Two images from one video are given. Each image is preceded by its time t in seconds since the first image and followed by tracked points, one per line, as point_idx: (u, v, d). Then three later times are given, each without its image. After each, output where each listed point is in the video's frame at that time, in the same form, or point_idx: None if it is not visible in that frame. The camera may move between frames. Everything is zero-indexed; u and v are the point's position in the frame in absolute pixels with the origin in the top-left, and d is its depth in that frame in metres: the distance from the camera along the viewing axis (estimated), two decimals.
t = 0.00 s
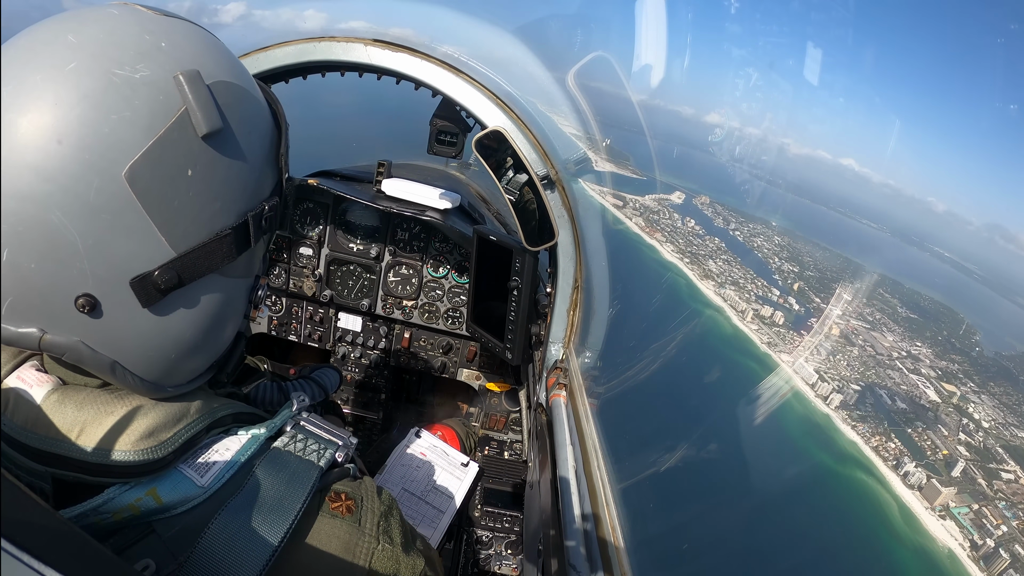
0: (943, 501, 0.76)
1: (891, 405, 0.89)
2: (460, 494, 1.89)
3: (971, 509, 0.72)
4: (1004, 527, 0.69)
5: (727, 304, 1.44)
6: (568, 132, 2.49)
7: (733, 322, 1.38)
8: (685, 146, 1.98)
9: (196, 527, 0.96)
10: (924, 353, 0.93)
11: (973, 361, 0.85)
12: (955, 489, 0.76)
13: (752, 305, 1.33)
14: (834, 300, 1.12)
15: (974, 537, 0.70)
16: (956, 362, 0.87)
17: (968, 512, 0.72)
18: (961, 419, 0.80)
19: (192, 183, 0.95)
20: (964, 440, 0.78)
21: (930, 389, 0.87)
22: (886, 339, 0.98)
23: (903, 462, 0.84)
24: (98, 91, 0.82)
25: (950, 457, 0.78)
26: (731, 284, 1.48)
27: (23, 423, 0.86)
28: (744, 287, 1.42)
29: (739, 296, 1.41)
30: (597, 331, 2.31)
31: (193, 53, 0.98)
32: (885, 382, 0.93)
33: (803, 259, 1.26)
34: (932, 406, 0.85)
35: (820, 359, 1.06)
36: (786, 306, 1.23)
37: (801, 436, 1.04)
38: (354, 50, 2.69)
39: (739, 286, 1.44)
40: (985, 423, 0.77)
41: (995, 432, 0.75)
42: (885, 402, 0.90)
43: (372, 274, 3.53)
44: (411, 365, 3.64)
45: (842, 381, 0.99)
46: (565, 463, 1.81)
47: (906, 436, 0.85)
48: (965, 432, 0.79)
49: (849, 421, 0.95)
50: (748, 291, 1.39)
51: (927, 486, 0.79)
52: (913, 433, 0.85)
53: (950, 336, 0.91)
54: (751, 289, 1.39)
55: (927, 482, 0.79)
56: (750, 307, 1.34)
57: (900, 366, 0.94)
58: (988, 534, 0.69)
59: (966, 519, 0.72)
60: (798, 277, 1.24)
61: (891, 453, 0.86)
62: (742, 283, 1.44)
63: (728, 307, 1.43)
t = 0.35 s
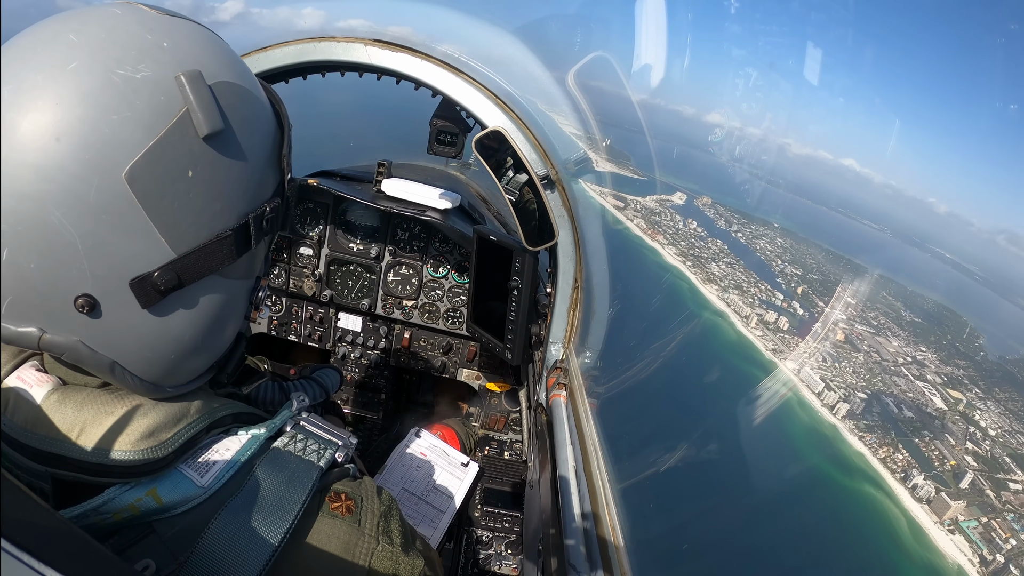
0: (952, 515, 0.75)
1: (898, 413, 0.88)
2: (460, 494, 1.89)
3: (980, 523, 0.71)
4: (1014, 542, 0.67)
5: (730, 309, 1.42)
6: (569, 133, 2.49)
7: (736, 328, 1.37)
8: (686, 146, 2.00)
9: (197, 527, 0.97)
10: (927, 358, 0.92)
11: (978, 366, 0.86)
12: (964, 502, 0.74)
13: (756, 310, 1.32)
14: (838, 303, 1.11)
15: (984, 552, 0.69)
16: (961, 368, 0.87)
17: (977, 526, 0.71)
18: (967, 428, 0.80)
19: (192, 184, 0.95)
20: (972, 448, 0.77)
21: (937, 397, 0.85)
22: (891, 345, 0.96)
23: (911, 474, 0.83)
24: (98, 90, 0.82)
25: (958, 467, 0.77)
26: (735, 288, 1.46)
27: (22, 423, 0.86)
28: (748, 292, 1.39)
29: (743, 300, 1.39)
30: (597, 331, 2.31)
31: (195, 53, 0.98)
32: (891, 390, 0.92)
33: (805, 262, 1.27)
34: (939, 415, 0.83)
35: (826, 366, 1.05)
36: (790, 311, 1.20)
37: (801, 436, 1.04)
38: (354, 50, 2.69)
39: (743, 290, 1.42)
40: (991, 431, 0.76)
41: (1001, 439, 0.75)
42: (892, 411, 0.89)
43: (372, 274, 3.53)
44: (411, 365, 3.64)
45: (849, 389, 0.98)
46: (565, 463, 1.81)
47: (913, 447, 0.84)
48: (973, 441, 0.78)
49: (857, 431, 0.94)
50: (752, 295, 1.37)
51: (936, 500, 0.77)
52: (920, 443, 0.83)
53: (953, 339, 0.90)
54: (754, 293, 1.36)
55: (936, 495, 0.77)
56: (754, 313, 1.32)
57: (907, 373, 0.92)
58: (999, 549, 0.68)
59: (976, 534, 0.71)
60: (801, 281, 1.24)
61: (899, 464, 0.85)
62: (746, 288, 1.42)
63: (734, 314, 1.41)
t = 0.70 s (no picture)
0: (960, 530, 0.73)
1: (905, 422, 0.87)
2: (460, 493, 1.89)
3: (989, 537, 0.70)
4: None
5: (733, 314, 1.39)
6: (569, 133, 2.49)
7: (740, 335, 1.33)
8: (685, 146, 2.01)
9: (196, 527, 0.96)
10: (932, 364, 0.92)
11: (982, 370, 0.84)
12: (973, 516, 0.72)
13: (759, 315, 1.29)
14: (843, 308, 1.09)
15: (992, 567, 0.68)
16: (966, 373, 0.86)
17: (986, 541, 0.70)
18: (974, 436, 0.79)
19: (178, 178, 0.90)
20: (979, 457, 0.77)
21: (943, 405, 0.85)
22: (895, 350, 0.96)
23: (919, 486, 0.80)
24: (103, 77, 0.83)
25: (967, 479, 0.76)
26: (739, 292, 1.42)
27: (21, 423, 0.85)
28: (753, 297, 1.37)
29: (746, 305, 1.36)
30: (597, 331, 2.32)
31: (207, 55, 0.98)
32: (898, 398, 0.91)
33: (808, 265, 1.26)
34: (947, 424, 0.83)
35: (829, 372, 1.05)
36: (793, 313, 1.20)
37: (799, 436, 1.04)
38: (354, 50, 2.69)
39: (747, 295, 1.39)
40: (998, 439, 0.76)
41: (1008, 446, 0.74)
42: (898, 420, 0.88)
43: (372, 274, 3.53)
44: (411, 365, 3.64)
45: (855, 396, 0.98)
46: (565, 462, 1.80)
47: (920, 456, 0.83)
48: (980, 450, 0.77)
49: (864, 442, 0.93)
50: (756, 300, 1.35)
51: (943, 513, 0.75)
52: (926, 452, 0.82)
53: (957, 344, 0.90)
54: (760, 298, 1.34)
55: (944, 509, 0.75)
56: (758, 318, 1.30)
57: (912, 379, 0.92)
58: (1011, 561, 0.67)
59: (985, 549, 0.69)
60: (804, 284, 1.23)
61: (906, 477, 0.83)
62: (749, 292, 1.39)
63: (734, 318, 1.38)
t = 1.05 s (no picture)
0: (970, 544, 0.71)
1: (912, 431, 0.84)
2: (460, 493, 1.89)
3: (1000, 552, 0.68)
4: None
5: (738, 321, 1.36)
6: (569, 134, 2.48)
7: (745, 342, 1.30)
8: (684, 146, 2.00)
9: (196, 527, 0.97)
10: (937, 368, 0.89)
11: (988, 376, 0.82)
12: (982, 529, 0.71)
13: (764, 321, 1.26)
14: (846, 311, 1.06)
15: None
16: (971, 379, 0.84)
17: (997, 555, 0.68)
18: (982, 444, 0.77)
19: (186, 177, 0.90)
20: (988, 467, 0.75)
21: (949, 412, 0.82)
22: (902, 356, 0.94)
23: (928, 499, 0.78)
24: (119, 74, 0.84)
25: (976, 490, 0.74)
26: (743, 298, 1.39)
27: (22, 423, 0.85)
28: (757, 302, 1.33)
29: (751, 311, 1.33)
30: (597, 331, 2.32)
31: (224, 58, 0.98)
32: (905, 406, 0.88)
33: (811, 268, 1.24)
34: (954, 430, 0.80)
35: (837, 381, 1.00)
36: (798, 321, 1.16)
37: (798, 438, 1.04)
38: (354, 50, 2.69)
39: (751, 301, 1.35)
40: (1005, 447, 0.74)
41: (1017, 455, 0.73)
42: (906, 430, 0.85)
43: (372, 274, 3.53)
44: (411, 365, 3.63)
45: (861, 405, 0.94)
46: (565, 462, 1.80)
47: (929, 466, 0.81)
48: (989, 460, 0.75)
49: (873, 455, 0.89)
50: (762, 309, 1.29)
51: (953, 527, 0.74)
52: (935, 463, 0.80)
53: (961, 349, 0.88)
54: (764, 305, 1.29)
55: (954, 523, 0.74)
56: (763, 324, 1.26)
57: (919, 386, 0.88)
58: None
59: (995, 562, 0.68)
60: (808, 288, 1.20)
61: (915, 489, 0.80)
62: (754, 297, 1.35)
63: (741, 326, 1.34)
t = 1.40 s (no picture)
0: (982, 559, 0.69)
1: (920, 441, 0.83)
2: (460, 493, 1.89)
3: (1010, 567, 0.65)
4: None
5: (743, 328, 1.33)
6: (569, 133, 2.48)
7: (751, 349, 1.28)
8: (685, 146, 2.01)
9: (195, 527, 0.97)
10: (944, 373, 0.87)
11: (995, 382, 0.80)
12: (993, 544, 0.69)
13: (770, 327, 1.23)
14: (851, 317, 1.06)
15: None
16: (978, 384, 0.82)
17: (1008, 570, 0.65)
18: (990, 453, 0.75)
19: (186, 178, 0.90)
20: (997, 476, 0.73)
21: (957, 419, 0.81)
22: (907, 360, 0.93)
23: (939, 513, 0.77)
24: (119, 75, 0.84)
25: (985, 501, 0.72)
26: (747, 302, 1.37)
27: (21, 423, 0.85)
28: (761, 306, 1.30)
29: (755, 314, 1.31)
30: (597, 331, 2.32)
31: (222, 58, 0.98)
32: (912, 414, 0.87)
33: (815, 269, 1.24)
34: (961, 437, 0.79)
35: (845, 390, 0.98)
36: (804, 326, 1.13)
37: (796, 438, 1.04)
38: (354, 50, 2.69)
39: (755, 305, 1.33)
40: (1014, 455, 0.72)
41: None
42: (914, 439, 0.84)
43: (372, 274, 3.53)
44: (411, 365, 3.63)
45: (869, 415, 0.93)
46: (565, 461, 1.81)
47: (937, 476, 0.79)
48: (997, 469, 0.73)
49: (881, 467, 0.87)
50: (764, 312, 1.27)
51: (965, 542, 0.72)
52: (944, 472, 0.79)
53: (966, 352, 0.87)
54: (767, 307, 1.27)
55: (965, 538, 0.72)
56: (769, 330, 1.23)
57: (926, 394, 0.87)
58: None
59: None
60: (812, 291, 1.18)
61: (926, 503, 0.79)
62: (758, 301, 1.33)
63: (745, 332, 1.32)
